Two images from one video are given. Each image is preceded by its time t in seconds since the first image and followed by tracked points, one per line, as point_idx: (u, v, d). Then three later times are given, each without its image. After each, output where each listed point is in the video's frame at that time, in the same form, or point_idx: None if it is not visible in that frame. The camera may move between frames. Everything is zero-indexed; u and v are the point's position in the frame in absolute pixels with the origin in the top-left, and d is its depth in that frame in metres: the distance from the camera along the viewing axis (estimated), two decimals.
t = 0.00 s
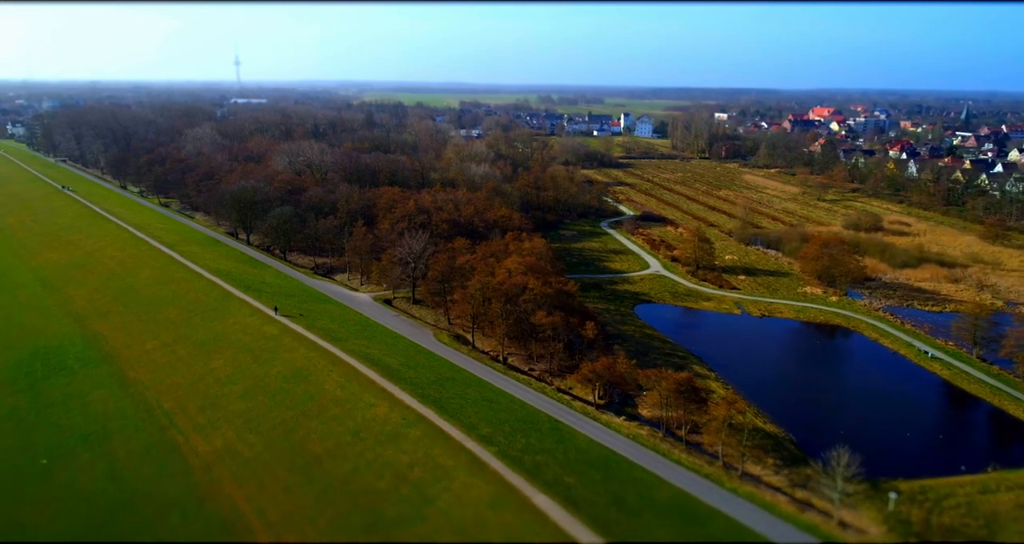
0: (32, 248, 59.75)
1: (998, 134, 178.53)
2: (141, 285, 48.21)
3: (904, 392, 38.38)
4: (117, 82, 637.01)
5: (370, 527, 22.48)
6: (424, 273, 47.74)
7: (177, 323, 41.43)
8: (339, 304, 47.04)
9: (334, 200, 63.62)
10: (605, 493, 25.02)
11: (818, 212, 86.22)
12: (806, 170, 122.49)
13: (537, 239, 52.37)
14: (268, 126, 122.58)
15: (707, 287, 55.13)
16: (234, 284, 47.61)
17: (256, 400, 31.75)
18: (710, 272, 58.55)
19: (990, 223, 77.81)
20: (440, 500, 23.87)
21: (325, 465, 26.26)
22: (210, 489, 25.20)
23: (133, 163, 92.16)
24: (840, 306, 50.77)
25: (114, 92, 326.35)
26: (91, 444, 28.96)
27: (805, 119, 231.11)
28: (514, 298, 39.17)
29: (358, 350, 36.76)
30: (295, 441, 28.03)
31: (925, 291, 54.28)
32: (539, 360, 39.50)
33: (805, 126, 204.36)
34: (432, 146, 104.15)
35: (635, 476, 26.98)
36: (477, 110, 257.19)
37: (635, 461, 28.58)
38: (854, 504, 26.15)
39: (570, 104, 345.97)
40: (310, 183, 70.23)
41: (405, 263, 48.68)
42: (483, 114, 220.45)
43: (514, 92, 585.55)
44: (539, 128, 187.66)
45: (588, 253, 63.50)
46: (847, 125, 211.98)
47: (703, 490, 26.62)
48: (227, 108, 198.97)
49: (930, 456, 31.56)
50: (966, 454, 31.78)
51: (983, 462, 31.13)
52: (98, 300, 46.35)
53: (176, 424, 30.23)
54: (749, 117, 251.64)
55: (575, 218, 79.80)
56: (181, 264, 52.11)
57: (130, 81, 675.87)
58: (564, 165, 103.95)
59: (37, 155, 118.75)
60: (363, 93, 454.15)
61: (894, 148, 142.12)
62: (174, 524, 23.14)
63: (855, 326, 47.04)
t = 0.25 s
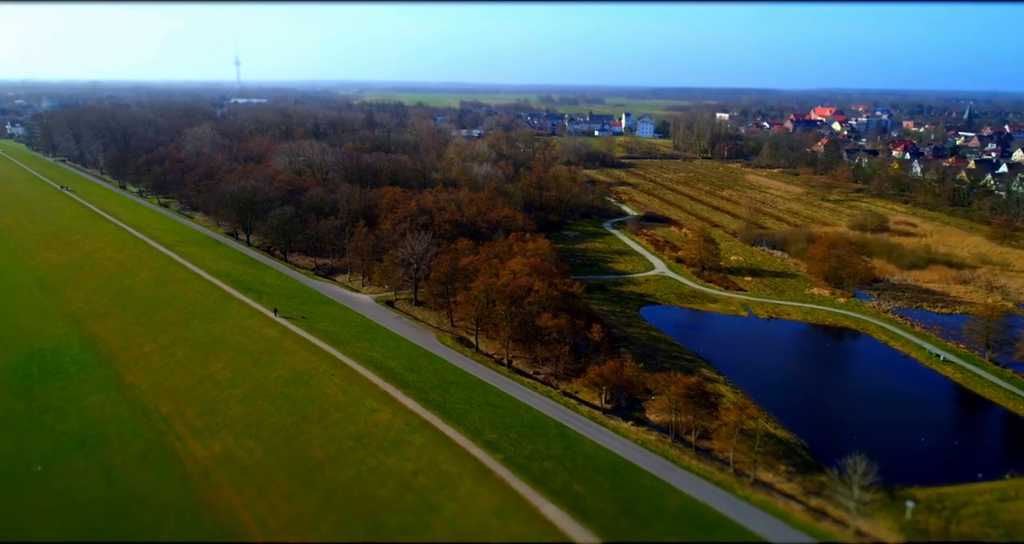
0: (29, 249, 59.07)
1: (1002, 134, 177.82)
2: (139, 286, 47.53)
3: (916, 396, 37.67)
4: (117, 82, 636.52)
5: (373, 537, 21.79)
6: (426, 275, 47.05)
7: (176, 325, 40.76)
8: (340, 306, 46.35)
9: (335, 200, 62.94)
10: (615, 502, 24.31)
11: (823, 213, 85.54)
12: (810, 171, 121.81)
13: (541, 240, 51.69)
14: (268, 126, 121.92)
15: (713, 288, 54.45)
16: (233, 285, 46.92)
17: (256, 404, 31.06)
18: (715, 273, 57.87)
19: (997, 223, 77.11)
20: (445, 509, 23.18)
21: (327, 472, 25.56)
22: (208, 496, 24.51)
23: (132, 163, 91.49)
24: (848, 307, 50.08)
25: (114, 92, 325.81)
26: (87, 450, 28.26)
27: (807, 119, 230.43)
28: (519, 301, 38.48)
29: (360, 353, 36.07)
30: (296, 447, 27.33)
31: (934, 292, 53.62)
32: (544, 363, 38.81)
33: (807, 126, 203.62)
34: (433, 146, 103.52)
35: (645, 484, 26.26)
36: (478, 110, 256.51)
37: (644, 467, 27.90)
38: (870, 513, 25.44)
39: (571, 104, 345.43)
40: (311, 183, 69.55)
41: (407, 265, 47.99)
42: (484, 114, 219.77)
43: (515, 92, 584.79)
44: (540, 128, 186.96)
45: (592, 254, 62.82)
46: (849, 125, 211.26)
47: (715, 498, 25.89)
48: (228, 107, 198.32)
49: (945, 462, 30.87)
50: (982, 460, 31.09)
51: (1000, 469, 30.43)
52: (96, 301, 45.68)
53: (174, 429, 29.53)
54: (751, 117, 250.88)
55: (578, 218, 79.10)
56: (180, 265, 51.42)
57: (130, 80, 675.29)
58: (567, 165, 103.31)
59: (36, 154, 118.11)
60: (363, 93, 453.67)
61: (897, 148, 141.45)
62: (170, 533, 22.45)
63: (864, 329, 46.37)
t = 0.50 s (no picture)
0: (26, 249, 58.28)
1: (1005, 134, 176.93)
2: (137, 288, 46.76)
3: (930, 400, 36.90)
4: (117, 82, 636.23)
5: None
6: (429, 276, 46.27)
7: (174, 327, 39.98)
8: (341, 308, 45.58)
9: (336, 199, 62.18)
10: (626, 511, 23.51)
11: (828, 213, 84.78)
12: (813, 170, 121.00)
13: (545, 241, 50.92)
14: (269, 125, 121.16)
15: (720, 290, 53.64)
16: (233, 287, 46.14)
17: (256, 409, 30.28)
18: (721, 274, 57.08)
19: (1004, 223, 76.36)
20: (451, 519, 22.40)
21: (329, 480, 24.76)
22: (206, 506, 23.70)
23: (131, 163, 90.70)
24: (858, 309, 49.29)
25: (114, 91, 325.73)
26: (82, 457, 27.47)
27: (809, 119, 229.59)
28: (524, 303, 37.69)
29: (362, 356, 35.27)
30: (296, 454, 26.54)
31: (944, 293, 52.85)
32: (550, 366, 38.01)
33: (810, 125, 202.76)
34: (434, 145, 102.81)
35: (658, 492, 25.44)
36: (478, 110, 255.64)
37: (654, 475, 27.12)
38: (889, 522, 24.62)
39: (571, 105, 344.56)
40: (311, 183, 68.77)
41: (410, 266, 47.22)
42: (485, 114, 219.01)
43: (515, 92, 583.91)
44: (541, 127, 186.06)
45: (596, 254, 62.07)
46: (852, 125, 210.38)
47: (729, 507, 25.07)
48: (227, 107, 197.53)
49: (963, 468, 30.10)
50: (1001, 467, 30.29)
51: (1020, 477, 29.60)
52: (93, 303, 44.91)
53: (171, 435, 28.74)
54: (753, 117, 249.99)
55: (582, 218, 78.33)
56: (179, 265, 50.64)
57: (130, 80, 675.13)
58: (569, 165, 102.57)
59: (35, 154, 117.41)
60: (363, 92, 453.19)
61: (901, 147, 140.70)
62: None
63: (875, 331, 45.59)
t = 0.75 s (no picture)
0: (23, 250, 57.59)
1: (1008, 134, 176.22)
2: (135, 289, 46.07)
3: (942, 405, 36.22)
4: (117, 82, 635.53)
5: None
6: (431, 277, 45.58)
7: (172, 330, 39.30)
8: (343, 310, 44.88)
9: (337, 199, 61.50)
10: (637, 522, 22.79)
11: (833, 213, 84.13)
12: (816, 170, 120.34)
13: (549, 241, 50.24)
14: (269, 125, 120.45)
15: (726, 291, 52.95)
16: (232, 288, 45.44)
17: (255, 414, 29.59)
18: (727, 275, 56.41)
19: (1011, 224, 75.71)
20: (457, 530, 21.70)
21: (330, 489, 24.06)
22: (204, 515, 22.99)
23: (131, 163, 90.04)
24: (867, 311, 48.62)
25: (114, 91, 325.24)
26: (76, 464, 26.77)
27: (810, 119, 228.88)
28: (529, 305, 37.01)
29: (364, 360, 34.58)
30: (297, 461, 25.84)
31: (953, 295, 52.20)
32: (555, 370, 37.33)
33: (811, 125, 202.12)
34: (435, 145, 102.09)
35: (668, 501, 24.73)
36: (479, 109, 254.76)
37: (664, 482, 26.40)
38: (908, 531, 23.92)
39: (572, 105, 343.81)
40: (312, 183, 68.07)
41: (412, 267, 46.54)
42: (485, 114, 218.21)
43: (515, 91, 583.22)
44: (542, 127, 185.28)
45: (600, 255, 61.39)
46: (853, 125, 209.64)
47: (742, 516, 24.35)
48: (227, 107, 196.81)
49: (980, 475, 29.41)
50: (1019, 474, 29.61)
51: None
52: (90, 305, 44.22)
53: (169, 441, 28.04)
54: (754, 117, 249.24)
55: (585, 218, 77.65)
56: (177, 266, 49.94)
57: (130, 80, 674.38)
58: (571, 165, 101.85)
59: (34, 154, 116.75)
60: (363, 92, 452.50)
61: (904, 147, 140.03)
62: None
63: (884, 333, 44.92)
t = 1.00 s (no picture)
0: (20, 251, 56.79)
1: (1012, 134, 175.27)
2: (132, 291, 45.25)
3: (957, 410, 35.41)
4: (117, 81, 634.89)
5: None
6: (434, 279, 44.75)
7: (170, 333, 38.48)
8: (344, 312, 44.03)
9: (338, 200, 60.71)
10: (650, 534, 21.94)
11: (838, 213, 83.29)
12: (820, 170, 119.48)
13: (553, 243, 49.41)
14: (269, 124, 119.68)
15: (733, 293, 52.11)
16: (231, 290, 44.60)
17: (254, 421, 28.76)
18: (733, 277, 55.57)
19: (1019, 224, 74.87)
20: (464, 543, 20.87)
21: (332, 499, 23.22)
22: (200, 527, 22.16)
23: (129, 162, 89.21)
24: (877, 313, 47.78)
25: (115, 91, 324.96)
26: (70, 472, 25.94)
27: (812, 119, 227.96)
28: (535, 308, 36.16)
29: (366, 364, 33.75)
30: (297, 470, 25.02)
31: (965, 297, 51.35)
32: (562, 374, 36.48)
33: (814, 125, 201.21)
34: (437, 144, 101.24)
35: (681, 511, 23.87)
36: (479, 108, 253.80)
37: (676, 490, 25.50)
38: None
39: (572, 105, 343.30)
40: (312, 183, 67.24)
41: (415, 268, 45.71)
42: (486, 113, 217.32)
43: (515, 91, 582.26)
44: (543, 127, 184.44)
45: (604, 256, 60.55)
46: (856, 125, 208.67)
47: (758, 526, 23.48)
48: (228, 106, 196.06)
49: (1000, 483, 28.59)
50: None
51: None
52: (87, 307, 43.41)
53: (165, 449, 27.22)
54: (756, 116, 248.22)
55: (588, 219, 76.81)
56: (175, 268, 49.11)
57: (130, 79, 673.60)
58: (574, 165, 101.00)
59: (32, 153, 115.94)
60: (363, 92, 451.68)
61: (907, 147, 139.13)
62: None
63: (896, 336, 44.09)
